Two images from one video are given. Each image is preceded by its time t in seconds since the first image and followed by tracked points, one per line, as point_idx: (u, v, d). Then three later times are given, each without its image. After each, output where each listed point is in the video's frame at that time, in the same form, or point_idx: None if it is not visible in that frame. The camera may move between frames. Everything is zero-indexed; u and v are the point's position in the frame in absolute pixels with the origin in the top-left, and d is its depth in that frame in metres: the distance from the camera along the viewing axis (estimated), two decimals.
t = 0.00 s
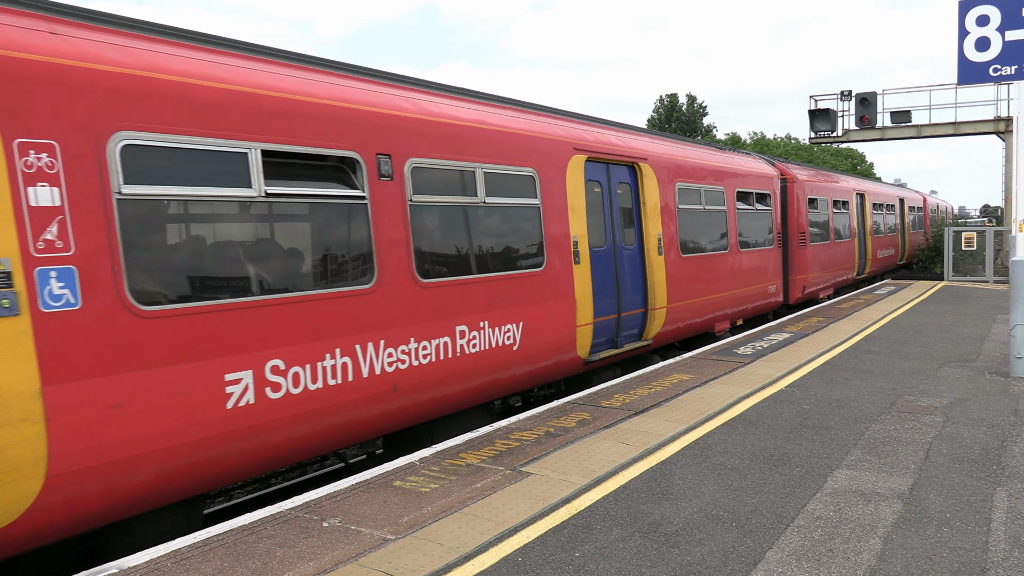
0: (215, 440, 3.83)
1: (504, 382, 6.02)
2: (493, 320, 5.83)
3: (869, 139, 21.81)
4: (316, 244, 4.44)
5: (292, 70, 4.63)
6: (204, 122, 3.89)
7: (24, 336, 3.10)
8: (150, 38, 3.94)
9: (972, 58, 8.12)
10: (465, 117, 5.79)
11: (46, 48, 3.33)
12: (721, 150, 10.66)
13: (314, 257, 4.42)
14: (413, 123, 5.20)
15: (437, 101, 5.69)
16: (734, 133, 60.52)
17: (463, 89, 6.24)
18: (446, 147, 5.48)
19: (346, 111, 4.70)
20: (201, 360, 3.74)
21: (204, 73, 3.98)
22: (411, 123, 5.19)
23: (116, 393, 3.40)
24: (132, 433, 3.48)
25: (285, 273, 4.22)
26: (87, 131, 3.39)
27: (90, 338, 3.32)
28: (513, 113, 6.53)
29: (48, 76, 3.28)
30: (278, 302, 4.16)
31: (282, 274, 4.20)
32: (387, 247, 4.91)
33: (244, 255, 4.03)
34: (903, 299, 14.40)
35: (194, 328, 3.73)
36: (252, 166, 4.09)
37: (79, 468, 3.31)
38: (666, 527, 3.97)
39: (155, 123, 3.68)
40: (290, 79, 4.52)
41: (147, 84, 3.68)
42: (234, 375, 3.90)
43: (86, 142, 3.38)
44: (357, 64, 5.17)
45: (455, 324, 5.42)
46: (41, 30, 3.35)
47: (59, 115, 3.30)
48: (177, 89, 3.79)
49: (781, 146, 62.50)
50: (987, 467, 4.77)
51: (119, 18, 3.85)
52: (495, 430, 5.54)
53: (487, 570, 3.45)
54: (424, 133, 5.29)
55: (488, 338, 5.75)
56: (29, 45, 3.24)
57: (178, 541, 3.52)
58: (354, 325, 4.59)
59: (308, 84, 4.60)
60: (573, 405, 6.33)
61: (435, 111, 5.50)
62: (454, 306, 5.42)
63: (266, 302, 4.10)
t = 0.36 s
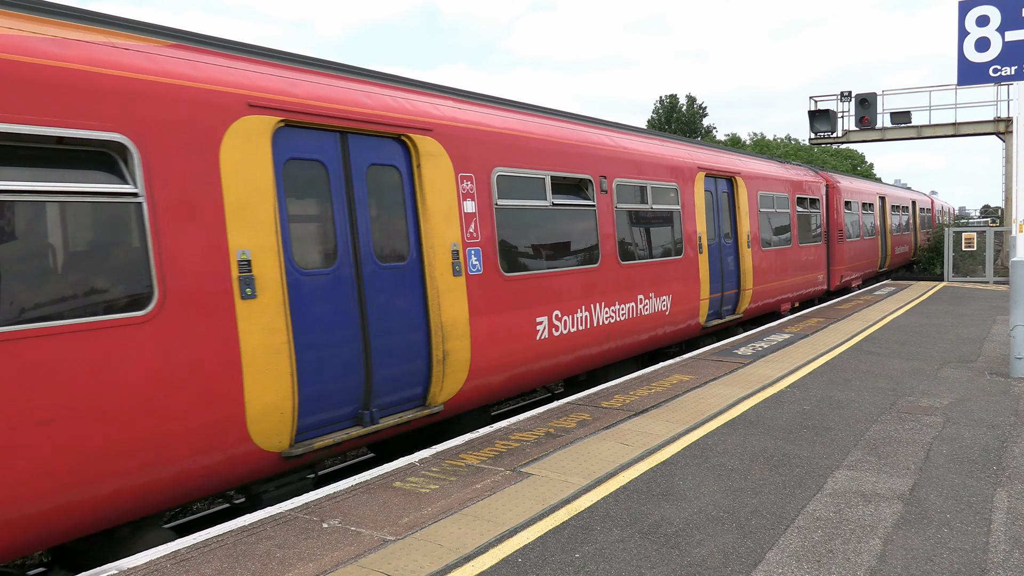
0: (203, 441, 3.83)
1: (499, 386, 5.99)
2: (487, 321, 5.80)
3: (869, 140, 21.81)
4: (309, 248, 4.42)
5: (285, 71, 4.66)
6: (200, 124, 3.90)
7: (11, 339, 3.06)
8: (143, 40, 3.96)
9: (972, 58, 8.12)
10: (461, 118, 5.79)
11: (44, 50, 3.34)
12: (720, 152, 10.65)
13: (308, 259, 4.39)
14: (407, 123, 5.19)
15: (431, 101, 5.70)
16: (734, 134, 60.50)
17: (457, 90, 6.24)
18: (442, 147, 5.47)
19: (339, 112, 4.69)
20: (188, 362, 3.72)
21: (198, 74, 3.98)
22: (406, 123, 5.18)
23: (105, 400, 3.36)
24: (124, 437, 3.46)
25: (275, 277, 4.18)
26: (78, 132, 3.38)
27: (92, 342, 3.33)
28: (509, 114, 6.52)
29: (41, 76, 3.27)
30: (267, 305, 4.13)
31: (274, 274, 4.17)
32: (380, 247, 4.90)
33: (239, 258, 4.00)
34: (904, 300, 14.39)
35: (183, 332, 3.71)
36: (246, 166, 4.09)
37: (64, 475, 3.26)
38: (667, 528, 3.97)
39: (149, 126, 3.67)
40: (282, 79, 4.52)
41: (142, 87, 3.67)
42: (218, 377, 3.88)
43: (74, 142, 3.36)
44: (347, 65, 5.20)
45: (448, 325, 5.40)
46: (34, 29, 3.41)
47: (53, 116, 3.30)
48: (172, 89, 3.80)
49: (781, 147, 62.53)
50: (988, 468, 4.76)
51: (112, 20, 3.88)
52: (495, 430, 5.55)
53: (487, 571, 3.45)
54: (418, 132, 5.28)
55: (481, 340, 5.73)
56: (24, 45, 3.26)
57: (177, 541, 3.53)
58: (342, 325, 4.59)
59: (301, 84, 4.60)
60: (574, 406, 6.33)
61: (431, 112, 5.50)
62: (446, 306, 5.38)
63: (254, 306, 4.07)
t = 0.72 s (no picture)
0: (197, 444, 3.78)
1: (498, 385, 5.98)
2: (488, 321, 5.77)
3: (869, 139, 21.82)
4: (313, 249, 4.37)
5: (284, 68, 4.61)
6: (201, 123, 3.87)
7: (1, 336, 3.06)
8: (141, 38, 3.94)
9: (971, 58, 8.12)
10: (462, 118, 5.74)
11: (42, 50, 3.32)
12: (718, 151, 10.63)
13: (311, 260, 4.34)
14: (408, 122, 5.14)
15: (431, 101, 5.65)
16: (734, 134, 60.43)
17: (458, 89, 6.19)
18: (443, 147, 5.42)
19: (340, 112, 4.65)
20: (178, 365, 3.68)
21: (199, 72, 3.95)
22: (407, 123, 5.14)
23: (99, 400, 3.34)
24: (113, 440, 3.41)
25: (274, 280, 4.13)
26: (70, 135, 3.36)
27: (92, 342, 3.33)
28: (507, 114, 6.49)
29: (36, 75, 3.24)
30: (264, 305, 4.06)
31: (273, 276, 4.12)
32: (383, 248, 4.86)
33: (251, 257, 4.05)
34: (904, 299, 14.40)
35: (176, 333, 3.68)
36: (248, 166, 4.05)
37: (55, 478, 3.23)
38: (667, 528, 3.97)
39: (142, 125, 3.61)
40: (282, 78, 4.48)
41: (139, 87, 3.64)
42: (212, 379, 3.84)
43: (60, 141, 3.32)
44: (348, 64, 5.15)
45: (451, 327, 5.36)
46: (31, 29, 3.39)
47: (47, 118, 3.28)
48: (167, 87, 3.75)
49: (780, 146, 62.60)
50: (988, 466, 4.77)
51: (111, 20, 3.90)
52: (495, 430, 5.55)
53: (488, 570, 3.45)
54: (420, 132, 5.23)
55: (483, 341, 5.69)
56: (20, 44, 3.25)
57: (178, 542, 3.53)
58: (345, 325, 4.54)
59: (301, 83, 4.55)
60: (574, 406, 6.33)
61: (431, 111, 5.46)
62: (449, 307, 5.35)
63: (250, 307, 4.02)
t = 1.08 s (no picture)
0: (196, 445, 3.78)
1: (500, 390, 5.91)
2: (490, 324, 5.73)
3: (868, 139, 21.83)
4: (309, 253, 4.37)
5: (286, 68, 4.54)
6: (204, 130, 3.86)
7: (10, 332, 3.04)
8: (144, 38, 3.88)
9: (970, 58, 8.13)
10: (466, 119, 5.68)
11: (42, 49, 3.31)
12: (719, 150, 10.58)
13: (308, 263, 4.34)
14: (412, 124, 5.09)
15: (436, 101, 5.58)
16: (733, 134, 60.43)
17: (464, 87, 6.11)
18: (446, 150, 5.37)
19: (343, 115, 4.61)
20: (181, 366, 3.70)
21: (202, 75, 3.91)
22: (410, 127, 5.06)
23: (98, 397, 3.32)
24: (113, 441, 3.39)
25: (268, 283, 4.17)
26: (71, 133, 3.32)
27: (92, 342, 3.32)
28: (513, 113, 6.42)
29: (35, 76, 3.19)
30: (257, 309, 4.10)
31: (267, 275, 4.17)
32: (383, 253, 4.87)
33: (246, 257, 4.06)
34: (903, 299, 14.40)
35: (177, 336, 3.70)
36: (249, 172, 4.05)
37: (64, 476, 3.22)
38: (667, 528, 3.97)
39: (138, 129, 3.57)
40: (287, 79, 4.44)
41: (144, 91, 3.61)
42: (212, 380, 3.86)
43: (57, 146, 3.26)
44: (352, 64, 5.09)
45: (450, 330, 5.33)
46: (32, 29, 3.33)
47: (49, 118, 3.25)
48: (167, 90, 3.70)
49: (779, 146, 62.64)
50: (987, 466, 4.77)
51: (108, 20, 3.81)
52: (495, 431, 5.56)
53: (488, 571, 3.46)
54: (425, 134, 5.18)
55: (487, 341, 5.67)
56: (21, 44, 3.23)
57: (178, 544, 3.53)
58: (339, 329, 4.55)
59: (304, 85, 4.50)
60: (573, 406, 6.33)
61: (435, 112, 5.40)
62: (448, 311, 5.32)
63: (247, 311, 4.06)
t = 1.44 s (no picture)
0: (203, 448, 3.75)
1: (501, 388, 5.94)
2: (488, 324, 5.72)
3: (868, 141, 21.84)
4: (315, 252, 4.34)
5: (285, 71, 4.59)
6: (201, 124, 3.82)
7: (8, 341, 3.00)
8: (131, 39, 3.87)
9: (970, 60, 8.13)
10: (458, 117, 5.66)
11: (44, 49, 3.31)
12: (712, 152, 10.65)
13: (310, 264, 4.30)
14: (406, 123, 5.07)
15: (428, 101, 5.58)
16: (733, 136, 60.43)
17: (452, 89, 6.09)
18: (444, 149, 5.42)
19: (337, 112, 4.56)
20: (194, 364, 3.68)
21: (194, 72, 3.90)
22: (409, 124, 5.10)
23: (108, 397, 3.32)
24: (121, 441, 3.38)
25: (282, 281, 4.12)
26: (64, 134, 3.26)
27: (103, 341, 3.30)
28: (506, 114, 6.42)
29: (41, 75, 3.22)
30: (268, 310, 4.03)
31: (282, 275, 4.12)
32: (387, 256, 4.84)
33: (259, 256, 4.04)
34: (903, 301, 14.40)
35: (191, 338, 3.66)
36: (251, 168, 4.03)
37: (71, 472, 3.22)
38: (666, 529, 3.97)
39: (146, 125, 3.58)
40: (275, 77, 4.44)
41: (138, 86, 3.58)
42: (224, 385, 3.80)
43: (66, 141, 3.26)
44: (338, 64, 5.04)
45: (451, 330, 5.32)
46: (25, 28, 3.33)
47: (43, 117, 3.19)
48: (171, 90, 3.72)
49: (779, 148, 62.66)
50: (987, 468, 4.77)
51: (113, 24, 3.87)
52: (495, 432, 5.56)
53: (487, 572, 3.46)
54: (418, 134, 5.17)
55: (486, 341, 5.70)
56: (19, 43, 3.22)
57: (176, 545, 3.52)
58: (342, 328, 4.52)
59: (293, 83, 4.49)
60: (573, 408, 6.33)
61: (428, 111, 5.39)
62: (450, 311, 5.32)
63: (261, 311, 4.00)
